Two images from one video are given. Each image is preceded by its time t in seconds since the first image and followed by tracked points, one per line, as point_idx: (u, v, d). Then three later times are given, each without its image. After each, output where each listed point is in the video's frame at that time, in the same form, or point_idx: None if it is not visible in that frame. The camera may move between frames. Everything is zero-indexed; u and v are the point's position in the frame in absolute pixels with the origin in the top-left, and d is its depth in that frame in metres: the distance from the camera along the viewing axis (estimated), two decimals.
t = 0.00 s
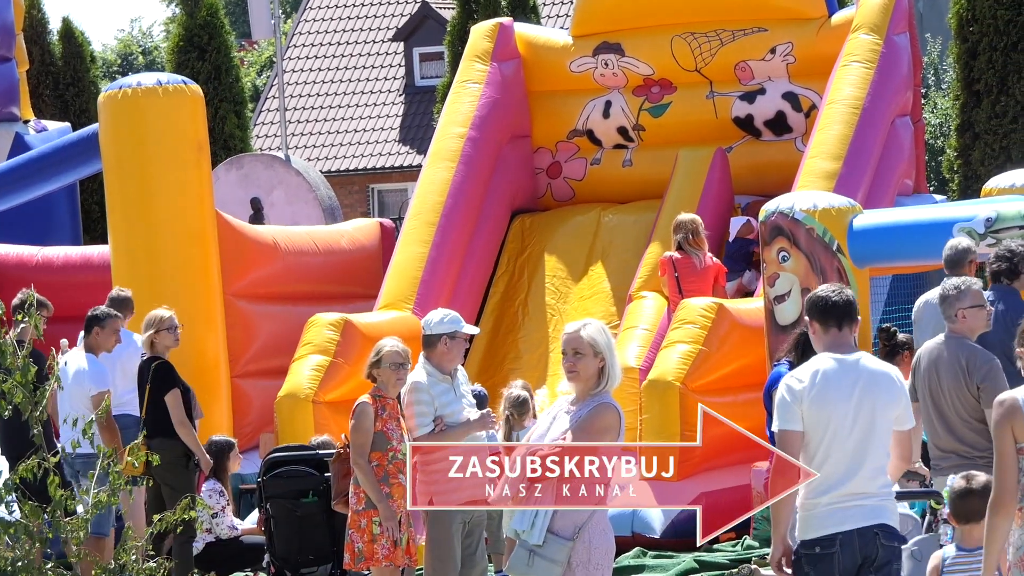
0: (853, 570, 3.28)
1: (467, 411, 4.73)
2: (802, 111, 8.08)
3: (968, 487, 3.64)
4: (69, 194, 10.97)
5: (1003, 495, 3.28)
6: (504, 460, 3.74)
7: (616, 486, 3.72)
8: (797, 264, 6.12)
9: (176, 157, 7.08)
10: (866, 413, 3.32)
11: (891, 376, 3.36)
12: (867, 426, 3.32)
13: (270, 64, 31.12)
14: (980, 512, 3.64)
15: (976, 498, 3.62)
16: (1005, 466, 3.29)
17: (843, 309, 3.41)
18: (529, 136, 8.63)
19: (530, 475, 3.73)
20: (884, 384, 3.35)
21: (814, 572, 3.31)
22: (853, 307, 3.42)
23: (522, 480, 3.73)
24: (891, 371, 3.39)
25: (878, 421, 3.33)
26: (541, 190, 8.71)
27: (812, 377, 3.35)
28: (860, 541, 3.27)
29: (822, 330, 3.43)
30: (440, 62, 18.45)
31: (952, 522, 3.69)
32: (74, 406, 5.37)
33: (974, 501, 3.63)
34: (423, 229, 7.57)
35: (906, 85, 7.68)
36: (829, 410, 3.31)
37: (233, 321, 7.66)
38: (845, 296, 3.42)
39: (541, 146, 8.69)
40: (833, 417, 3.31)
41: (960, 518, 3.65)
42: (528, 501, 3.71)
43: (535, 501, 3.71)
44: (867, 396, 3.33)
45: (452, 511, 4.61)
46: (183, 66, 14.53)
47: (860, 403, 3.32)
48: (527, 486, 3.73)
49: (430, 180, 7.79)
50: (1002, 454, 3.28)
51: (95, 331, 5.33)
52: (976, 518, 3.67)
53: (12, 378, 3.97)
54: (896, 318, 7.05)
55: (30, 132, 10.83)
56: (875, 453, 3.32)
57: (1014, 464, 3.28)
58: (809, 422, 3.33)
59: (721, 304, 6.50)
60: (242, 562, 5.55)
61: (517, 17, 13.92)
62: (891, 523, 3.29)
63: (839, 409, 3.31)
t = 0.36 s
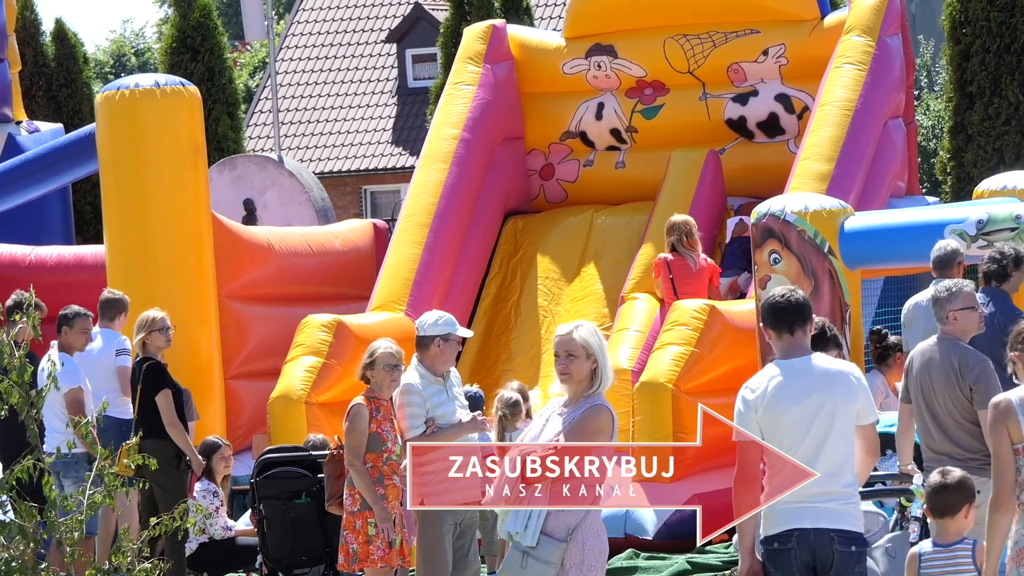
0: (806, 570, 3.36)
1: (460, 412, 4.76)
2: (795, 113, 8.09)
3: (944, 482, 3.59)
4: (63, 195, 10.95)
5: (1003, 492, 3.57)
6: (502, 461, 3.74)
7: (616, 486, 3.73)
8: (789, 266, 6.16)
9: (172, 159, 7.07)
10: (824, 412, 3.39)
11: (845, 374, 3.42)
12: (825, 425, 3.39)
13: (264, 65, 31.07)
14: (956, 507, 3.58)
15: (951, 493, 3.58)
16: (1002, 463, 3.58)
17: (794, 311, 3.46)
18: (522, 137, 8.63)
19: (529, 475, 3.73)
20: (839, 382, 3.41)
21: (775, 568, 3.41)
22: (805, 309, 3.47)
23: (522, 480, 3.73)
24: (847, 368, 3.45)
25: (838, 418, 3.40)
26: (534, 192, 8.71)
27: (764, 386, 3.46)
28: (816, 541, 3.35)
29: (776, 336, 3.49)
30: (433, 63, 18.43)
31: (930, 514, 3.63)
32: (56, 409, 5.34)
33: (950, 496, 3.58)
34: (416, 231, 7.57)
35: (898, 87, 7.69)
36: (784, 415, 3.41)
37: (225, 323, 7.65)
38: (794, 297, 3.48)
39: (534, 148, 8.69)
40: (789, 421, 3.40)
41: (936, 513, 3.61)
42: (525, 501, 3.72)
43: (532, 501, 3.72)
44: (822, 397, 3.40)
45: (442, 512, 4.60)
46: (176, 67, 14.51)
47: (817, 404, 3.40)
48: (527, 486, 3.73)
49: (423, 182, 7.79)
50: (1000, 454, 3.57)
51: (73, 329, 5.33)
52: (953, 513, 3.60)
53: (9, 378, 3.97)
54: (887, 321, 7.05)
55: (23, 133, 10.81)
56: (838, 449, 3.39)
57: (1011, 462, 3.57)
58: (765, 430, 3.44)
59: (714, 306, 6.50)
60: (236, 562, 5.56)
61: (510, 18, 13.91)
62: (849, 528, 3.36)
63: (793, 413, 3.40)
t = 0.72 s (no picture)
0: (789, 570, 3.40)
1: (457, 416, 4.78)
2: (792, 117, 8.09)
3: (938, 483, 3.67)
4: (60, 197, 10.95)
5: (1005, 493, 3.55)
6: (502, 460, 3.72)
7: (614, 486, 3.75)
8: (785, 270, 6.19)
9: (169, 162, 7.07)
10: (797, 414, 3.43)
11: (821, 378, 3.46)
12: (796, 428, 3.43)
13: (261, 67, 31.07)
14: (950, 506, 3.66)
15: (944, 493, 3.65)
16: (1007, 466, 3.56)
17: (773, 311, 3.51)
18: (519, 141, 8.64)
19: (528, 475, 3.73)
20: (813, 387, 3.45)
21: (754, 567, 3.44)
22: (782, 310, 3.51)
23: (522, 480, 3.73)
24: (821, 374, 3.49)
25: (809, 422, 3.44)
26: (531, 195, 8.71)
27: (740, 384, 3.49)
28: (798, 541, 3.39)
29: (754, 339, 3.53)
30: (430, 67, 18.44)
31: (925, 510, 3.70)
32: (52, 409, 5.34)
33: (943, 496, 3.66)
34: (412, 234, 7.57)
35: (895, 91, 7.70)
36: (757, 414, 3.44)
37: (222, 325, 7.65)
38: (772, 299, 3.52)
39: (531, 151, 8.70)
40: (761, 422, 3.44)
41: (929, 511, 3.68)
42: (525, 501, 3.72)
43: (531, 501, 3.72)
44: (798, 399, 3.44)
45: (441, 512, 4.62)
46: (173, 70, 14.51)
47: (789, 405, 3.44)
48: (527, 486, 3.73)
49: (420, 185, 7.79)
50: (1005, 455, 3.55)
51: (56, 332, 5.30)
52: (947, 511, 3.68)
53: (9, 380, 3.98)
54: (884, 325, 7.05)
55: (20, 135, 10.80)
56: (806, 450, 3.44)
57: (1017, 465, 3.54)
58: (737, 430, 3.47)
59: (711, 309, 6.50)
60: (233, 565, 5.57)
61: (507, 22, 13.92)
62: (829, 529, 3.41)
63: (769, 412, 3.44)
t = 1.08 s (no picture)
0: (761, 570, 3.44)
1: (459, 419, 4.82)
2: (793, 120, 8.09)
3: (908, 482, 3.65)
4: (60, 199, 10.95)
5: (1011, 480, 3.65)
6: (502, 461, 3.75)
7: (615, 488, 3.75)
8: (787, 271, 6.17)
9: (170, 164, 7.07)
10: (774, 427, 3.49)
11: (803, 394, 3.51)
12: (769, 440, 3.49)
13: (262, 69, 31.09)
14: (920, 506, 3.65)
15: (915, 491, 3.64)
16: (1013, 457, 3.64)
17: (783, 320, 3.56)
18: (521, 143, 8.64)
19: (529, 475, 3.75)
20: (798, 403, 3.50)
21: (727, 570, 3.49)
22: (795, 321, 3.56)
23: (522, 480, 3.74)
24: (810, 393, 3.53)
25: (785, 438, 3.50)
26: (532, 197, 8.70)
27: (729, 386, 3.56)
28: (768, 543, 3.44)
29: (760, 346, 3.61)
30: (431, 69, 18.46)
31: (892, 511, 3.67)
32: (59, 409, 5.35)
33: (912, 495, 3.65)
34: (413, 236, 7.57)
35: (897, 94, 7.70)
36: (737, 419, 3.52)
37: (223, 327, 7.65)
38: (790, 307, 3.57)
39: (532, 153, 8.70)
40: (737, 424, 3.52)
41: (897, 511, 3.66)
42: (525, 501, 3.74)
43: (532, 501, 3.73)
44: (774, 408, 3.50)
45: (442, 514, 4.61)
46: (174, 71, 14.52)
47: (771, 417, 3.50)
48: (527, 486, 3.75)
49: (421, 187, 7.79)
50: (1011, 444, 3.63)
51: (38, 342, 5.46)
52: (916, 512, 3.67)
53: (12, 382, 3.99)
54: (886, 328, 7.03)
55: (21, 137, 10.81)
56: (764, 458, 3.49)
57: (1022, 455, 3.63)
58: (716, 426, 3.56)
59: (712, 312, 6.50)
60: (234, 567, 5.56)
61: (508, 24, 13.94)
62: (799, 530, 3.46)
63: (743, 416, 3.52)
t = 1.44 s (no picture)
0: (723, 565, 3.66)
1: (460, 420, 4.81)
2: (794, 122, 8.09)
3: (887, 484, 3.70)
4: (61, 199, 10.96)
5: (995, 491, 3.59)
6: (502, 461, 3.74)
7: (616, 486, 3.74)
8: (790, 274, 6.20)
9: (170, 164, 7.07)
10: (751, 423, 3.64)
11: (784, 391, 3.66)
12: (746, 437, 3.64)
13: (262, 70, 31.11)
14: (898, 508, 3.70)
15: (894, 493, 3.68)
16: (996, 469, 3.59)
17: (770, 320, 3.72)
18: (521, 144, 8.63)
19: (529, 475, 3.74)
20: (776, 402, 3.65)
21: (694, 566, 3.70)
22: (780, 321, 3.71)
23: (522, 481, 3.74)
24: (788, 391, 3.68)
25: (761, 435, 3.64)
26: (532, 199, 8.70)
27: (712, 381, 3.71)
28: (729, 538, 3.65)
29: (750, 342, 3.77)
30: (431, 70, 18.46)
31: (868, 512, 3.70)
32: (65, 410, 5.35)
33: (891, 498, 3.69)
34: (414, 237, 7.58)
35: (898, 96, 7.70)
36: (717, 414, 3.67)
37: (223, 327, 7.66)
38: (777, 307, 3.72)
39: (533, 154, 8.70)
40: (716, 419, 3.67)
41: (874, 511, 3.71)
42: (525, 501, 3.73)
43: (532, 501, 3.73)
44: (755, 402, 3.65)
45: (442, 514, 4.62)
46: (175, 72, 14.53)
47: (748, 413, 3.65)
48: (527, 486, 3.74)
49: (421, 188, 7.79)
50: (994, 459, 3.58)
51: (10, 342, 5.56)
52: (893, 514, 3.71)
53: (12, 382, 3.99)
54: (887, 330, 7.01)
55: (21, 137, 10.81)
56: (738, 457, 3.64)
57: (1005, 468, 3.58)
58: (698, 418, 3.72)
59: (712, 313, 6.51)
60: (233, 567, 5.56)
61: (509, 25, 13.94)
62: (760, 522, 3.64)
63: (726, 407, 3.67)
